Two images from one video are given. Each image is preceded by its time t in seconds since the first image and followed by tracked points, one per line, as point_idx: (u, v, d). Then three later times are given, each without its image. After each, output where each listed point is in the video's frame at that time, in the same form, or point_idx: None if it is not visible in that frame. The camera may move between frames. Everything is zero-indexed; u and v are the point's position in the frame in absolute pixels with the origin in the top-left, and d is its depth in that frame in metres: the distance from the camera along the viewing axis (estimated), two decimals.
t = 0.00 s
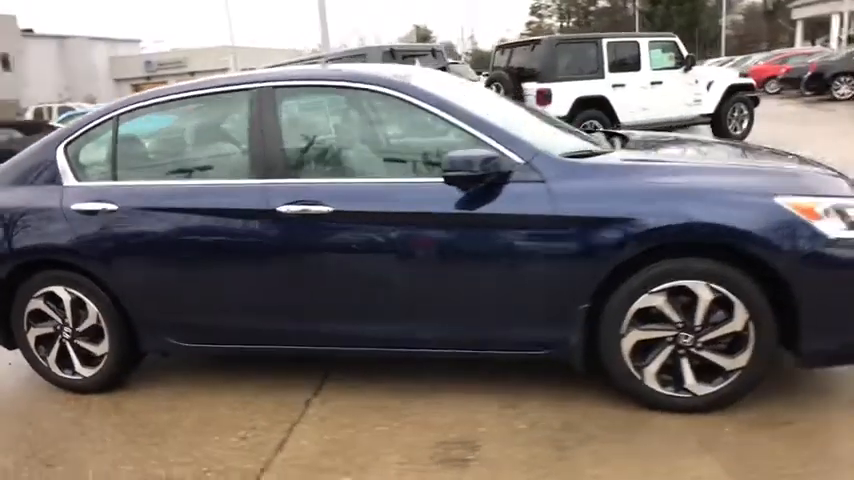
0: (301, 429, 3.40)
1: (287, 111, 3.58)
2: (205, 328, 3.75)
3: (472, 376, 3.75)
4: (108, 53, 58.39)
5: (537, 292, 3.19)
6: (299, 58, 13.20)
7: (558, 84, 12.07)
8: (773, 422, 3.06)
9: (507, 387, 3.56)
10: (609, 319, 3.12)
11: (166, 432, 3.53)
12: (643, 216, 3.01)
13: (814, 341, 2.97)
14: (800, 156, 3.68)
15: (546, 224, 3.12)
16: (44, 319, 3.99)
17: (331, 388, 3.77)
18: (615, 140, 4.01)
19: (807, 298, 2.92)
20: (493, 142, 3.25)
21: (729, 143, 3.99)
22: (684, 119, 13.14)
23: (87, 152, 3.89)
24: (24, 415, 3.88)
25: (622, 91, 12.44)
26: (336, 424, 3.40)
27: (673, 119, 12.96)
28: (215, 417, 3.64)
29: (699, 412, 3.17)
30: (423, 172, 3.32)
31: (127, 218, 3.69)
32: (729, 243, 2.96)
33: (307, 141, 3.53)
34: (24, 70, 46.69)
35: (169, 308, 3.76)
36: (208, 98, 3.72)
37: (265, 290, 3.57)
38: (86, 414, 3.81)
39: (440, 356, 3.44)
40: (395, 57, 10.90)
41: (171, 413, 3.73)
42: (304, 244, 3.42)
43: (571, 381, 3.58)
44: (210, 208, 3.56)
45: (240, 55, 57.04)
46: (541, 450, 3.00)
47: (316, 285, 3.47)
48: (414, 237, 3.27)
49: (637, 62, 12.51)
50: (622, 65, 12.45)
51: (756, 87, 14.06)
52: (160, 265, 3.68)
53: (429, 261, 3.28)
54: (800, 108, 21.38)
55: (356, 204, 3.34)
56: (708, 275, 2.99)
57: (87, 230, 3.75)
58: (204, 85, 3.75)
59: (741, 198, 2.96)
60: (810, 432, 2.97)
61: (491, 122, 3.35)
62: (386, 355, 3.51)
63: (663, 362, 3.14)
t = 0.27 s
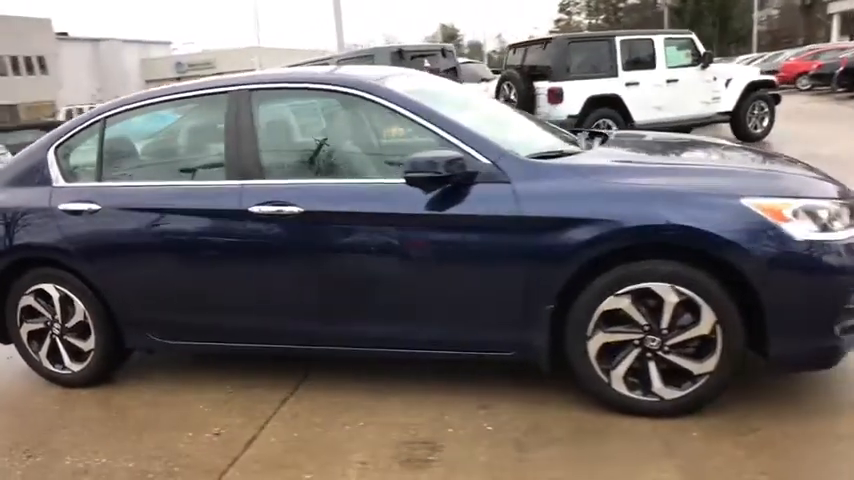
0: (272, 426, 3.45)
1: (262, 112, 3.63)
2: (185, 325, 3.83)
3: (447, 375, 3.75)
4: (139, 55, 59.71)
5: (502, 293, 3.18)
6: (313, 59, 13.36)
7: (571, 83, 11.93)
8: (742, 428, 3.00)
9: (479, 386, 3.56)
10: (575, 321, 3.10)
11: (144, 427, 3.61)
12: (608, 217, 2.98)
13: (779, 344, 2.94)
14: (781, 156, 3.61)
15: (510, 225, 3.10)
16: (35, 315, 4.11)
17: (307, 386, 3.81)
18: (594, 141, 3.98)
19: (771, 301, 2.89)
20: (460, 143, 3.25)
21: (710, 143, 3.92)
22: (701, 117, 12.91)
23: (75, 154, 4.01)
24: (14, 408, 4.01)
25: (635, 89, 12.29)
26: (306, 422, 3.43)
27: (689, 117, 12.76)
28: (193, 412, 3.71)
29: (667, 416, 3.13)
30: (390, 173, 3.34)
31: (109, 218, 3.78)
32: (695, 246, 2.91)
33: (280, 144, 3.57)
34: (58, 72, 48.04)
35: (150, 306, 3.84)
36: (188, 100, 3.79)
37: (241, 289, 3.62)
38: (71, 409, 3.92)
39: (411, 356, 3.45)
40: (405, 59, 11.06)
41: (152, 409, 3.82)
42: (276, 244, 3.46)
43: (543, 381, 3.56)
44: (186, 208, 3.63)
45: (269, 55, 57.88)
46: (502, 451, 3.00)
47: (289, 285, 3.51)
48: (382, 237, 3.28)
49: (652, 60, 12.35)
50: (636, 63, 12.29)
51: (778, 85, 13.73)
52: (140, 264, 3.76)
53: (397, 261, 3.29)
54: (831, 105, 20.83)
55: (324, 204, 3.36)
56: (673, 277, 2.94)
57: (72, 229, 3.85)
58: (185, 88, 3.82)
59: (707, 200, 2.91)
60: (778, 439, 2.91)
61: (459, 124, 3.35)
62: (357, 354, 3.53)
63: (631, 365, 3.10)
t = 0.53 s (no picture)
0: (246, 433, 3.50)
1: (240, 124, 3.70)
2: (167, 332, 3.92)
3: (424, 384, 3.76)
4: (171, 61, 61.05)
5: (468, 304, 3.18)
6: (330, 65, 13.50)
7: (584, 88, 11.80)
8: (709, 444, 2.95)
9: (452, 396, 3.56)
10: (540, 333, 3.08)
11: (126, 431, 3.71)
12: (571, 229, 2.96)
13: (746, 358, 2.89)
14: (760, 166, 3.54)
15: (475, 236, 3.10)
16: (30, 320, 4.25)
17: (287, 393, 3.86)
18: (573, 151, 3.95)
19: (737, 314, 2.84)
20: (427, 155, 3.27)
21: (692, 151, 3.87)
22: (721, 121, 12.65)
23: (66, 165, 4.13)
24: (9, 410, 4.17)
25: (652, 93, 12.06)
26: (279, 429, 3.48)
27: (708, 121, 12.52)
28: (175, 417, 3.80)
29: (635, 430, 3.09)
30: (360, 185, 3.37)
31: (95, 227, 3.89)
32: (659, 258, 2.87)
33: (256, 154, 3.63)
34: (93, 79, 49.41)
35: (136, 312, 3.94)
36: (171, 112, 3.87)
37: (219, 298, 3.68)
38: (61, 412, 4.05)
39: (382, 365, 3.47)
40: (415, 64, 11.09)
41: (136, 413, 3.92)
42: (250, 253, 3.52)
43: (517, 392, 3.54)
44: (166, 218, 3.71)
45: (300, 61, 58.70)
46: (464, 462, 3.00)
47: (264, 294, 3.57)
48: (351, 248, 3.31)
49: (669, 63, 12.11)
50: (653, 67, 12.07)
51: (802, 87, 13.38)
52: (125, 272, 3.87)
53: (367, 272, 3.32)
54: None
55: (295, 215, 3.41)
56: (638, 290, 2.91)
57: (62, 237, 3.98)
58: (168, 100, 3.91)
59: (671, 212, 2.87)
60: (745, 456, 2.85)
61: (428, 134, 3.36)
62: (331, 362, 3.57)
63: (597, 378, 3.07)
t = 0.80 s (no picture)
0: (222, 431, 3.61)
1: (221, 130, 3.79)
2: (152, 331, 4.04)
3: (398, 386, 3.81)
4: (203, 63, 62.25)
5: (434, 309, 3.22)
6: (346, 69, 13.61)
7: (599, 91, 11.65)
8: (670, 455, 2.93)
9: (424, 400, 3.61)
10: (503, 339, 3.11)
11: (110, 426, 3.86)
12: (532, 237, 2.98)
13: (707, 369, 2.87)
14: (737, 174, 3.50)
15: (439, 243, 3.15)
16: (28, 317, 4.41)
17: (266, 393, 3.95)
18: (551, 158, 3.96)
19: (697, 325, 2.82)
20: (395, 161, 3.32)
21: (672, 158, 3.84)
22: (741, 125, 12.42)
23: (62, 168, 4.29)
24: (7, 403, 4.36)
25: (670, 96, 11.85)
26: (253, 428, 3.58)
27: (727, 125, 12.29)
28: (158, 413, 3.93)
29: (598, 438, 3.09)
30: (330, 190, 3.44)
31: (86, 229, 4.05)
32: (619, 267, 2.87)
33: (236, 161, 3.74)
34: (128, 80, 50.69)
35: (124, 311, 4.08)
36: (156, 117, 3.99)
37: (199, 299, 3.79)
38: (53, 406, 4.23)
39: (353, 368, 3.54)
40: (427, 68, 11.09)
41: (123, 408, 4.07)
42: (229, 256, 3.62)
43: (487, 398, 3.57)
44: (150, 221, 3.83)
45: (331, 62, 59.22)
46: (424, 466, 3.05)
47: (241, 296, 3.66)
48: (322, 252, 3.39)
49: (688, 66, 11.91)
50: (671, 69, 11.87)
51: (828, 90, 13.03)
52: (112, 272, 4.01)
53: (336, 276, 3.38)
54: None
55: (270, 218, 3.49)
56: (598, 299, 2.91)
57: (55, 238, 4.14)
58: (156, 106, 4.03)
59: (632, 221, 2.87)
60: (703, 468, 2.82)
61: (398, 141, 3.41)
62: (305, 364, 3.65)
63: (560, 385, 3.08)
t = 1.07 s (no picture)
0: (205, 421, 3.76)
1: (210, 132, 3.95)
2: (147, 324, 4.25)
3: (378, 383, 3.90)
4: (241, 63, 63.52)
5: (404, 308, 3.32)
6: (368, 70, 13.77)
7: (620, 93, 11.49)
8: (628, 458, 2.96)
9: (399, 398, 3.69)
10: (469, 340, 3.18)
11: (105, 413, 4.06)
12: (496, 240, 3.05)
13: (664, 375, 2.90)
14: (713, 180, 3.50)
15: (408, 244, 3.24)
16: (36, 308, 4.67)
17: (252, 386, 4.10)
18: (533, 162, 4.01)
19: (654, 330, 2.85)
20: (369, 164, 3.42)
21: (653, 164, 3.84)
22: (767, 128, 12.14)
23: (67, 168, 4.52)
24: (15, 388, 4.61)
25: (693, 99, 11.66)
26: (235, 419, 3.72)
27: (753, 128, 12.03)
28: (151, 403, 4.11)
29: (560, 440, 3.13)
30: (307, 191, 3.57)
31: (86, 226, 4.28)
32: (578, 271, 2.91)
33: (224, 162, 3.89)
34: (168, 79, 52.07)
35: (121, 304, 4.28)
36: (151, 119, 4.18)
37: (189, 294, 3.96)
38: (56, 393, 4.46)
39: (330, 364, 3.66)
40: (445, 69, 11.15)
41: (119, 397, 4.27)
42: (216, 254, 3.78)
43: (460, 397, 3.63)
44: (144, 219, 4.04)
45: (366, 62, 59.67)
46: (388, 460, 3.14)
47: (227, 293, 3.82)
48: (301, 252, 3.53)
49: (713, 68, 11.69)
50: (695, 71, 11.67)
51: None
52: (110, 267, 4.23)
53: (314, 275, 3.53)
54: None
55: (252, 218, 3.66)
56: (558, 302, 2.95)
57: (59, 234, 4.38)
58: (152, 108, 4.22)
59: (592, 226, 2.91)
60: (659, 473, 2.84)
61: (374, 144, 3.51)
62: (286, 359, 3.78)
63: (523, 387, 3.13)
